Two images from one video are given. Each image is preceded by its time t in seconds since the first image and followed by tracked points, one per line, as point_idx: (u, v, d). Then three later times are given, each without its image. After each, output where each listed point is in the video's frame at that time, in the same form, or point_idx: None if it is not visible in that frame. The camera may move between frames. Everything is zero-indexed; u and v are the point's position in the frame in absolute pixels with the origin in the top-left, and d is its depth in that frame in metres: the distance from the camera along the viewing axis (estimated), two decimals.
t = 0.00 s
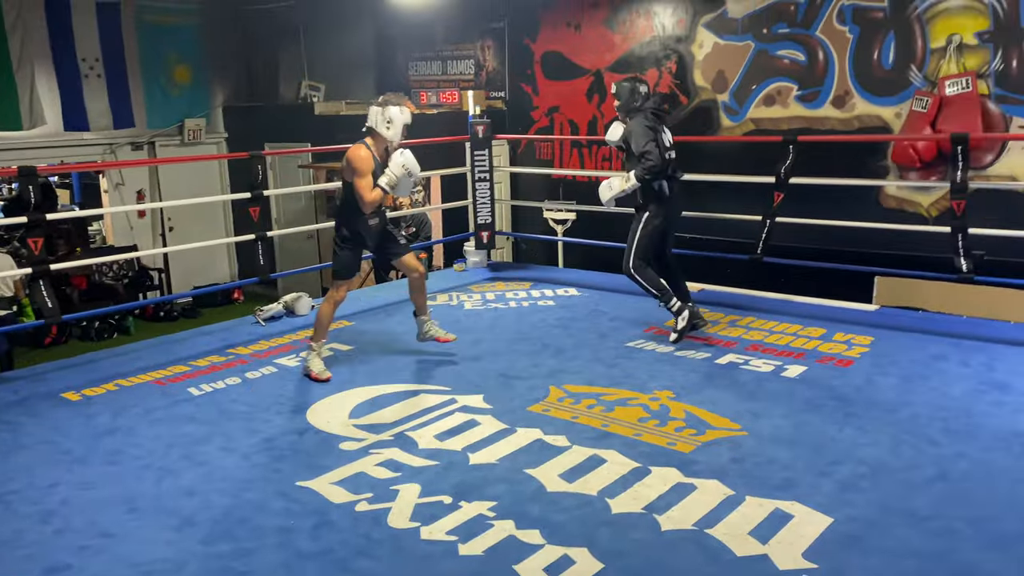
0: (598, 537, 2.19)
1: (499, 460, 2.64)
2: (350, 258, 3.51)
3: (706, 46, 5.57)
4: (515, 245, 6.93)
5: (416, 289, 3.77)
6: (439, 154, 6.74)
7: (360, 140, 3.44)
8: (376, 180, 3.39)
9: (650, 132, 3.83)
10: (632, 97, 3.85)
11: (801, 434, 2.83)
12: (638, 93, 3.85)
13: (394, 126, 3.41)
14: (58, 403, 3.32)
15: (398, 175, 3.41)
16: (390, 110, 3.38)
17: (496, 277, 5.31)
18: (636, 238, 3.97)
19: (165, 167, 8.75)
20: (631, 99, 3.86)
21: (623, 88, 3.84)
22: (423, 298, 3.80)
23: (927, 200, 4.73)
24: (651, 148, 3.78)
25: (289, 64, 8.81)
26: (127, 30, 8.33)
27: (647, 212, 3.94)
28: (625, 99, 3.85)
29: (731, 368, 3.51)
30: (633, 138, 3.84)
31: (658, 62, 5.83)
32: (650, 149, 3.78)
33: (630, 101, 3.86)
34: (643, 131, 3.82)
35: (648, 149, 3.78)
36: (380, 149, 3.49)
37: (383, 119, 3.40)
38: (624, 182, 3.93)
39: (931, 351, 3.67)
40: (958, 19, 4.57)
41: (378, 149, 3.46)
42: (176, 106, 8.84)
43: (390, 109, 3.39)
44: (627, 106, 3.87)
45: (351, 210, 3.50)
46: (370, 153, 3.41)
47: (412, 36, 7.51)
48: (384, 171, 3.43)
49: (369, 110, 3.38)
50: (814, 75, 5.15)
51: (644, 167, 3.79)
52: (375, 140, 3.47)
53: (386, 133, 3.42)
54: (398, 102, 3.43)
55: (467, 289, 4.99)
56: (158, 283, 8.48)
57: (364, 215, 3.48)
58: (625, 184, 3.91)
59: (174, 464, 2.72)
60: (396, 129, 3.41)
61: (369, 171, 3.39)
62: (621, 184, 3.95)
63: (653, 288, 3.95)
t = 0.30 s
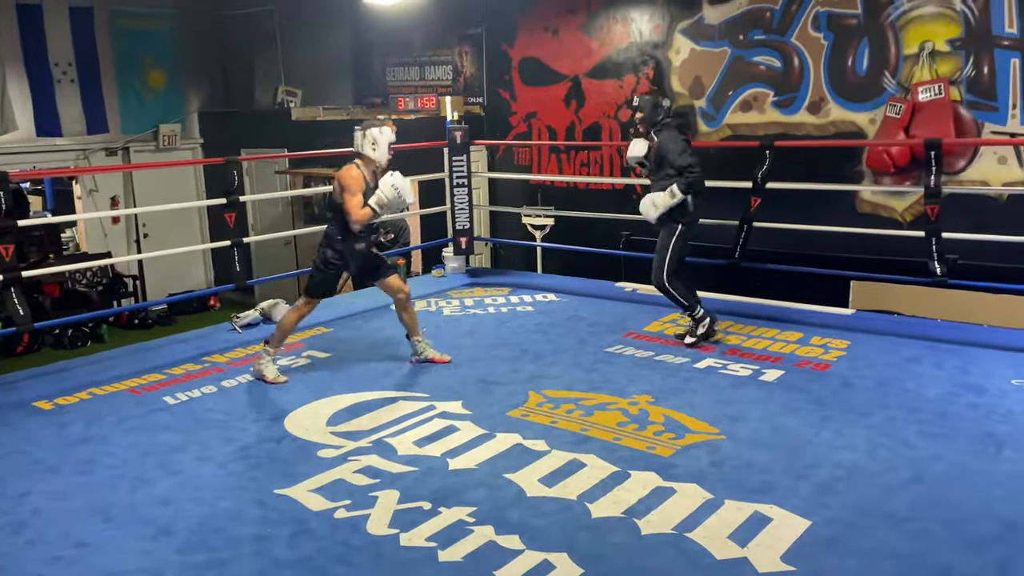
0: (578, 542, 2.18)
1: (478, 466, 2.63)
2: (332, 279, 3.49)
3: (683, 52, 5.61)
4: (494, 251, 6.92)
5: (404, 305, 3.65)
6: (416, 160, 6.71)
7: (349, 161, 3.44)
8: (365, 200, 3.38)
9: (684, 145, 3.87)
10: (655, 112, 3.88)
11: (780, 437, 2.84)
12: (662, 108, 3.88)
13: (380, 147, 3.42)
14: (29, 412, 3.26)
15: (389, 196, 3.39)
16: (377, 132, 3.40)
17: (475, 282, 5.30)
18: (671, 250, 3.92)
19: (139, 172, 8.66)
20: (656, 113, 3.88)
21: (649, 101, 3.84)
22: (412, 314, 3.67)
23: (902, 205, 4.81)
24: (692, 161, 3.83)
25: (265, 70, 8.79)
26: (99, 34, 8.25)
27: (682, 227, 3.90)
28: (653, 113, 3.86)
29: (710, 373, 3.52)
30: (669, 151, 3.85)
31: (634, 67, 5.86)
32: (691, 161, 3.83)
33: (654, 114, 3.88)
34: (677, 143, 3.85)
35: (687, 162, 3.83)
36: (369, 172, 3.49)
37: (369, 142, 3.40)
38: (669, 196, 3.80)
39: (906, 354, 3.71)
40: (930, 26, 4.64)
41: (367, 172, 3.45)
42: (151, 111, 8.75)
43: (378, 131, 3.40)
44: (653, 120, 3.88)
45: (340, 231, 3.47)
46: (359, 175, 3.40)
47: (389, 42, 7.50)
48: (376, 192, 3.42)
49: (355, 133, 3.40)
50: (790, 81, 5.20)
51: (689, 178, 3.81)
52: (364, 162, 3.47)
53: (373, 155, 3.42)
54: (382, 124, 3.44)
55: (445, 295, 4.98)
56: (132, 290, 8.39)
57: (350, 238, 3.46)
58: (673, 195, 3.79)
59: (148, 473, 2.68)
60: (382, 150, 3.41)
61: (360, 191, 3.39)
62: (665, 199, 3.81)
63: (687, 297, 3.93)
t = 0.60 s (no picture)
0: (560, 546, 2.18)
1: (460, 471, 2.63)
2: (372, 262, 3.59)
3: (663, 56, 5.64)
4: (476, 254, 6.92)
5: (434, 293, 3.76)
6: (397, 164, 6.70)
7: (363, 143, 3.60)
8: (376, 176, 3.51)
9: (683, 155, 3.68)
10: (656, 123, 3.63)
11: (760, 439, 2.86)
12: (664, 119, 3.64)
13: (390, 127, 3.56)
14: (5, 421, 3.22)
15: (397, 171, 3.49)
16: (387, 113, 3.55)
17: (456, 286, 5.30)
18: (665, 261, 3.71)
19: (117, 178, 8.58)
20: (657, 125, 3.64)
21: (650, 114, 3.59)
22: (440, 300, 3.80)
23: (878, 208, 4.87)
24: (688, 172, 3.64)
25: (245, 74, 8.76)
26: (76, 37, 8.16)
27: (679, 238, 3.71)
28: (654, 125, 3.61)
29: (690, 375, 3.53)
30: (670, 162, 3.64)
31: (615, 72, 5.89)
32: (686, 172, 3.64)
33: (655, 127, 3.64)
34: (679, 155, 3.65)
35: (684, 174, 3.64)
36: (383, 152, 3.63)
37: (380, 122, 3.56)
38: (661, 188, 3.57)
39: (884, 355, 3.74)
40: (906, 30, 4.70)
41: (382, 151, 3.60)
42: (129, 116, 8.68)
43: (388, 112, 3.56)
44: (655, 133, 3.64)
45: (368, 215, 3.62)
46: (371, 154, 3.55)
47: (369, 46, 7.48)
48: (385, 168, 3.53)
49: (367, 116, 3.56)
50: (768, 85, 5.24)
51: (682, 189, 3.61)
52: (378, 144, 3.62)
53: (384, 134, 3.57)
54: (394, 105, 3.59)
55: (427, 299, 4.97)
56: (110, 296, 8.31)
57: (378, 220, 3.60)
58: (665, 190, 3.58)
59: (126, 481, 2.66)
60: (393, 129, 3.55)
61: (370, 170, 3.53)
62: (655, 188, 3.58)
63: (671, 313, 3.70)
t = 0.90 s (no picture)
0: (533, 551, 2.16)
1: (432, 476, 2.60)
2: (396, 263, 3.70)
3: (634, 58, 5.65)
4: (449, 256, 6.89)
5: (452, 300, 3.79)
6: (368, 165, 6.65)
7: (383, 150, 3.73)
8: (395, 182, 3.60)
9: (658, 169, 3.46)
10: (627, 135, 3.56)
11: (732, 440, 2.87)
12: (633, 130, 3.54)
13: (405, 130, 3.66)
14: None
15: (412, 175, 3.54)
16: (401, 116, 3.64)
17: (428, 289, 5.27)
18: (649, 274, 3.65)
19: (81, 180, 8.42)
20: (628, 137, 3.55)
21: (614, 128, 3.52)
22: (458, 308, 3.81)
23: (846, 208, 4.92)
24: (656, 189, 3.43)
25: (212, 74, 8.65)
26: (38, 36, 7.98)
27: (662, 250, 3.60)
28: (619, 139, 3.54)
29: (663, 377, 3.54)
30: (641, 177, 3.51)
31: (585, 73, 5.89)
32: (654, 189, 3.43)
33: (626, 139, 3.55)
34: (650, 170, 3.46)
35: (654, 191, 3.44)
36: (405, 155, 3.74)
37: (395, 126, 3.67)
38: (624, 203, 3.60)
39: (853, 355, 3.77)
40: (873, 33, 4.75)
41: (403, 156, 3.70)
42: (93, 117, 8.53)
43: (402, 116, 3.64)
44: (625, 145, 3.56)
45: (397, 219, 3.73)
46: (390, 159, 3.67)
47: (338, 46, 7.42)
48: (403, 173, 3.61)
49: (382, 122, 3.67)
50: (738, 86, 5.26)
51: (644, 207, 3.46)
52: (398, 149, 3.73)
53: (400, 138, 3.67)
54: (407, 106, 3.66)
55: (399, 302, 4.93)
56: (75, 300, 8.16)
57: (404, 222, 3.69)
58: (629, 206, 3.59)
59: (89, 490, 2.59)
60: (406, 132, 3.64)
61: (391, 176, 3.66)
62: (620, 202, 3.62)
63: (654, 325, 3.61)
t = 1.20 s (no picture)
0: (502, 555, 2.16)
1: (401, 481, 2.59)
2: (411, 269, 3.78)
3: (602, 61, 5.68)
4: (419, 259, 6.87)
5: (478, 300, 3.88)
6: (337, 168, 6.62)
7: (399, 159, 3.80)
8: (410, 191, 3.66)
9: (648, 174, 3.36)
10: (624, 136, 3.47)
11: (700, 440, 2.89)
12: (630, 132, 3.45)
13: (423, 141, 3.71)
14: None
15: (428, 185, 3.58)
16: (419, 128, 3.70)
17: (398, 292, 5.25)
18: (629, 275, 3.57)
19: (44, 183, 8.28)
20: (625, 138, 3.47)
21: (611, 127, 3.44)
22: (489, 305, 3.89)
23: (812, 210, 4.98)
24: (648, 193, 3.33)
25: (178, 75, 8.55)
26: None
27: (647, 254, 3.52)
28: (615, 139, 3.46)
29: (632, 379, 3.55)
30: (632, 180, 3.42)
31: (555, 76, 5.90)
32: (644, 193, 3.35)
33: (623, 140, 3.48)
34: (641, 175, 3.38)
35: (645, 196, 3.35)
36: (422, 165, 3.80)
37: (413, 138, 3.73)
38: (622, 221, 3.60)
39: (820, 355, 3.81)
40: (836, 37, 4.82)
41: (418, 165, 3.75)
42: (56, 119, 8.40)
43: (420, 127, 3.70)
44: (621, 146, 3.48)
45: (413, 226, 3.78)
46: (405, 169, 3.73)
47: (307, 48, 7.37)
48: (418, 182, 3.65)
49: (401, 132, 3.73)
50: (705, 90, 5.31)
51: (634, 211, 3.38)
52: (415, 159, 3.79)
53: (418, 149, 3.73)
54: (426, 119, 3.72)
55: (368, 305, 4.91)
56: (37, 306, 8.02)
57: (418, 230, 3.75)
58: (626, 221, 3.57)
59: (50, 501, 2.55)
60: (424, 143, 3.69)
61: (406, 186, 3.72)
62: (618, 220, 3.63)
63: (625, 327, 3.58)
